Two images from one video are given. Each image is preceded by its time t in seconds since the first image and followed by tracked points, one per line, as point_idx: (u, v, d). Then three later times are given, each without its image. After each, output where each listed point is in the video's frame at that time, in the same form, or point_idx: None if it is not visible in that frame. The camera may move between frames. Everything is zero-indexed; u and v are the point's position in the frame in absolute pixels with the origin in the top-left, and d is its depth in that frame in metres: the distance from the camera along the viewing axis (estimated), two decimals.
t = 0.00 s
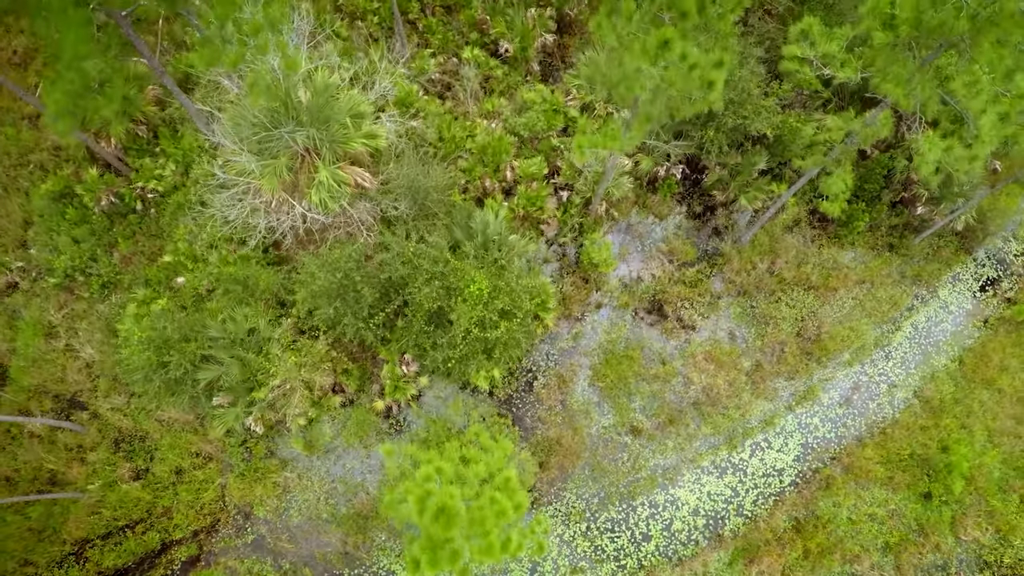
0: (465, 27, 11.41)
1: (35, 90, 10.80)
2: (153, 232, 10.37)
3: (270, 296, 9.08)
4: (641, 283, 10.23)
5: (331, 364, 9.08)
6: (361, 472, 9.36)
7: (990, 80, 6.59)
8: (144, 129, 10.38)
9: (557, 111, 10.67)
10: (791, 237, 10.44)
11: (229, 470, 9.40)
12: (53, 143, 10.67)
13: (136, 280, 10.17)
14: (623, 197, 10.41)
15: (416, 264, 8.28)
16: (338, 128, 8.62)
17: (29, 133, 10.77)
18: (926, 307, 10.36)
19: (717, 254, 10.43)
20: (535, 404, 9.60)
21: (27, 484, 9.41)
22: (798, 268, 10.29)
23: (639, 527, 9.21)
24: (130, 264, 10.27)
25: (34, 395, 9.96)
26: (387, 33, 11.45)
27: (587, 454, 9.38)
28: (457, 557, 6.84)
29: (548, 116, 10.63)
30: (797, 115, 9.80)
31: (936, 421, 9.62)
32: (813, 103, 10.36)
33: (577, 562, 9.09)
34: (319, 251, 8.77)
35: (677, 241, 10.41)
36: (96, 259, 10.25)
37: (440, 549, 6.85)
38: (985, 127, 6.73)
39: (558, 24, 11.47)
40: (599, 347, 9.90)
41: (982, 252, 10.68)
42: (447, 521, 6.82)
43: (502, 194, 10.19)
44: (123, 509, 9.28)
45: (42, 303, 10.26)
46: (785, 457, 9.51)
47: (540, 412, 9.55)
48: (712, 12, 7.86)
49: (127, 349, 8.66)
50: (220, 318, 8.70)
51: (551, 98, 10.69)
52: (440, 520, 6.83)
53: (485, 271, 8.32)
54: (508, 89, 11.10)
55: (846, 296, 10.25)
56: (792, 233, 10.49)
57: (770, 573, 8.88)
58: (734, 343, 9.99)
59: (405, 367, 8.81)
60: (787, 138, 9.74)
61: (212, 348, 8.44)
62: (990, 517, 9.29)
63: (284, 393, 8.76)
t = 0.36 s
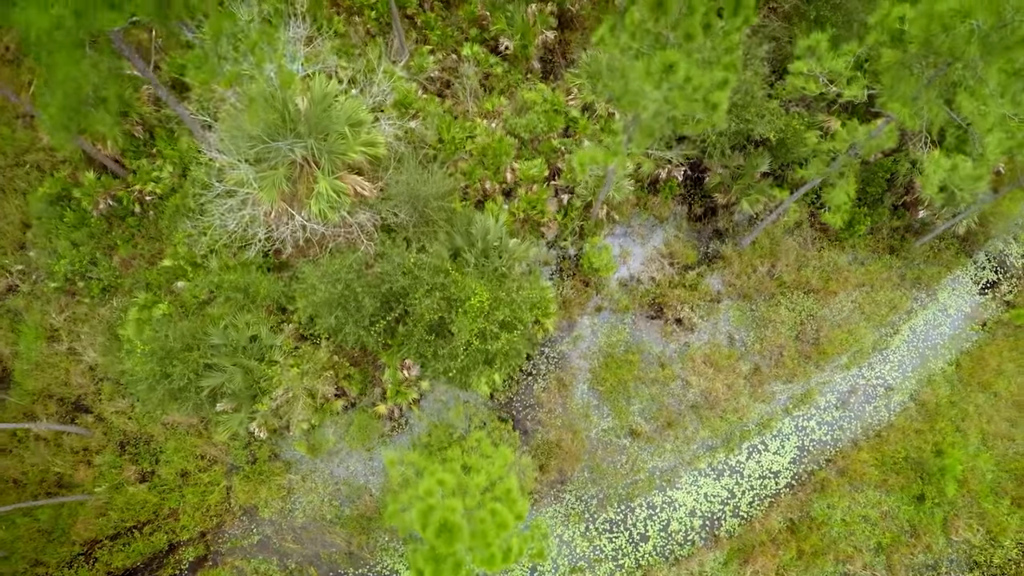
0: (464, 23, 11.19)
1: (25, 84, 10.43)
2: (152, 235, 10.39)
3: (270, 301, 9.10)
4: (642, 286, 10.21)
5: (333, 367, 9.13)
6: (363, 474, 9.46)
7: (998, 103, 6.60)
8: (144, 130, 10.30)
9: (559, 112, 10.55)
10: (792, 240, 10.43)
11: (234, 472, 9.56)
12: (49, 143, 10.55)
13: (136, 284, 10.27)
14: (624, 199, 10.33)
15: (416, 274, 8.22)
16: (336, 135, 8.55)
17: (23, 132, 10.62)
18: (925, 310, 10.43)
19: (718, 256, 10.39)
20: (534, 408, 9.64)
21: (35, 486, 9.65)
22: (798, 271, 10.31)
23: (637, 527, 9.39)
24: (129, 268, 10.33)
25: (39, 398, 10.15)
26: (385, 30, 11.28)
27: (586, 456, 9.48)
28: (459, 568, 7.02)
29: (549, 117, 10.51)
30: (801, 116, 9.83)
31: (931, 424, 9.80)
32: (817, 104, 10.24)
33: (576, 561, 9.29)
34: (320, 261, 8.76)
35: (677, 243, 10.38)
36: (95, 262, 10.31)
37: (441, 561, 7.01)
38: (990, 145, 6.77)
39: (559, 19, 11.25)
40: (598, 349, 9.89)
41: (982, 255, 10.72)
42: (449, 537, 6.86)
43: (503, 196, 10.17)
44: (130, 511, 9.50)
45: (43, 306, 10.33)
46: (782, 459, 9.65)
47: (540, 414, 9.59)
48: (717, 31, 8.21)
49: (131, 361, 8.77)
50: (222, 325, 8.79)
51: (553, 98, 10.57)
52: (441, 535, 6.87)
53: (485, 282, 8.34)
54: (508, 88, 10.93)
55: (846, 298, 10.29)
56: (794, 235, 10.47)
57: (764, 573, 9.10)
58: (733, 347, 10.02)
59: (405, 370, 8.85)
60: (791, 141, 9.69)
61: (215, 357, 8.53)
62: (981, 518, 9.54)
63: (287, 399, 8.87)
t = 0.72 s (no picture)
0: (464, 23, 11.02)
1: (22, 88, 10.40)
2: (153, 240, 10.41)
3: (272, 310, 9.13)
4: (642, 293, 10.17)
5: (336, 374, 9.19)
6: (366, 478, 9.60)
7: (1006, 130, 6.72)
8: (144, 136, 10.31)
9: (560, 116, 10.46)
10: (793, 245, 10.42)
11: (239, 477, 9.71)
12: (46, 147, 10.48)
13: (138, 290, 10.31)
14: (626, 205, 10.30)
15: (418, 287, 8.27)
16: (337, 149, 8.54)
17: (20, 136, 10.54)
18: (924, 315, 10.51)
19: (718, 261, 10.37)
20: (535, 414, 9.70)
21: (43, 491, 9.88)
22: (798, 277, 10.33)
23: (636, 531, 9.57)
24: (130, 274, 10.35)
25: (45, 403, 10.30)
26: (383, 29, 11.13)
27: (586, 461, 9.61)
28: None
29: (550, 121, 10.42)
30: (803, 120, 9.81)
31: (926, 430, 9.98)
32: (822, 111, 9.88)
33: (576, 564, 9.49)
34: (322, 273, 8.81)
35: (678, 248, 10.34)
36: (96, 269, 10.33)
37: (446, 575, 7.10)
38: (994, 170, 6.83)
39: (560, 19, 11.09)
40: (598, 356, 9.93)
41: (983, 260, 10.77)
42: (453, 554, 6.88)
43: (504, 201, 10.17)
44: (137, 515, 9.72)
45: (46, 312, 10.40)
46: (778, 464, 9.81)
47: (540, 421, 9.66)
48: (722, 54, 8.38)
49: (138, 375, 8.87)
50: (225, 335, 8.82)
51: (554, 101, 10.48)
52: (445, 552, 6.87)
53: (486, 294, 8.40)
54: (509, 89, 10.80)
55: (846, 304, 10.35)
56: (795, 239, 10.46)
57: None
58: (732, 353, 10.08)
59: (407, 378, 8.98)
60: (795, 148, 9.70)
61: (219, 367, 8.60)
62: (973, 522, 9.77)
63: (292, 408, 8.98)
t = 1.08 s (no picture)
0: (463, 24, 10.87)
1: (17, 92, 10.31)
2: (153, 247, 10.41)
3: (274, 321, 9.18)
4: (642, 300, 10.18)
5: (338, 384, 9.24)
6: (369, 484, 9.74)
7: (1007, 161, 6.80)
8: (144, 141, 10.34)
9: (560, 122, 10.38)
10: (793, 251, 10.43)
11: (243, 482, 9.86)
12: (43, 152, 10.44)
13: (140, 297, 10.35)
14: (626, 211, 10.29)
15: (420, 301, 8.34)
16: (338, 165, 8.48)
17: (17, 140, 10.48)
18: (922, 321, 10.60)
19: (719, 267, 10.37)
20: (536, 421, 9.78)
21: (52, 495, 10.10)
22: (799, 283, 10.37)
23: (635, 534, 9.76)
24: (130, 281, 10.38)
25: (50, 409, 10.42)
26: (382, 30, 11.01)
27: (586, 467, 9.74)
28: None
29: (551, 127, 10.35)
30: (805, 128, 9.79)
31: (922, 435, 10.17)
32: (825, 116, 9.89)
33: (576, 566, 9.69)
34: (324, 285, 8.83)
35: (678, 255, 10.34)
36: (97, 276, 10.38)
37: None
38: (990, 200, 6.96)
39: (561, 20, 10.91)
40: (599, 362, 9.98)
41: (983, 266, 10.83)
42: (454, 569, 7.22)
43: (505, 208, 10.15)
44: (145, 519, 9.93)
45: (48, 319, 10.46)
46: (775, 469, 9.97)
47: (542, 427, 9.75)
48: (727, 80, 8.36)
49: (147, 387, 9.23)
50: (227, 345, 9.01)
51: (554, 105, 10.37)
52: (447, 568, 7.22)
53: (489, 308, 8.46)
54: (509, 93, 10.68)
55: (845, 310, 10.42)
56: (795, 245, 10.46)
57: None
58: (731, 359, 10.16)
59: (410, 386, 9.13)
60: (797, 156, 9.68)
61: (221, 378, 8.78)
62: (965, 525, 10.00)
63: (295, 419, 9.07)
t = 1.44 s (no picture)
0: (464, 39, 10.82)
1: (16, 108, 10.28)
2: (154, 264, 10.42)
3: (277, 341, 9.21)
4: (643, 317, 10.21)
5: (341, 403, 9.28)
6: (372, 500, 9.84)
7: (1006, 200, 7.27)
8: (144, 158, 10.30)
9: (561, 138, 10.35)
10: (794, 267, 10.43)
11: (247, 498, 9.97)
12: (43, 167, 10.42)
13: (142, 314, 10.38)
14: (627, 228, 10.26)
15: (422, 325, 8.39)
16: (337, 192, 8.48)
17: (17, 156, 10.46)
18: (922, 337, 10.65)
19: (720, 284, 10.37)
20: (537, 438, 9.84)
21: (57, 511, 10.23)
22: (799, 299, 10.40)
23: (635, 550, 9.87)
24: (132, 297, 10.41)
25: (54, 426, 10.50)
26: (381, 44, 10.97)
27: (587, 483, 9.82)
28: None
29: (551, 144, 10.32)
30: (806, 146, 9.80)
31: (920, 451, 10.28)
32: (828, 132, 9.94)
33: None
34: (326, 307, 8.86)
35: (679, 271, 10.33)
36: (99, 293, 10.41)
37: None
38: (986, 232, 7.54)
39: (562, 33, 10.85)
40: (600, 379, 10.01)
41: (983, 280, 10.85)
42: None
43: (506, 225, 10.14)
44: (150, 534, 10.06)
45: (51, 335, 10.49)
46: (774, 485, 10.08)
47: (543, 444, 9.83)
48: (729, 119, 8.42)
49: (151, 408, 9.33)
50: (230, 366, 9.06)
51: (555, 122, 10.32)
52: None
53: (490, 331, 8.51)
54: (509, 108, 10.62)
55: (845, 326, 10.46)
56: (796, 261, 10.46)
57: None
58: (731, 376, 10.21)
59: (411, 404, 9.16)
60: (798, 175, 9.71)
61: (225, 401, 8.90)
62: (961, 540, 10.14)
63: (299, 440, 9.12)
